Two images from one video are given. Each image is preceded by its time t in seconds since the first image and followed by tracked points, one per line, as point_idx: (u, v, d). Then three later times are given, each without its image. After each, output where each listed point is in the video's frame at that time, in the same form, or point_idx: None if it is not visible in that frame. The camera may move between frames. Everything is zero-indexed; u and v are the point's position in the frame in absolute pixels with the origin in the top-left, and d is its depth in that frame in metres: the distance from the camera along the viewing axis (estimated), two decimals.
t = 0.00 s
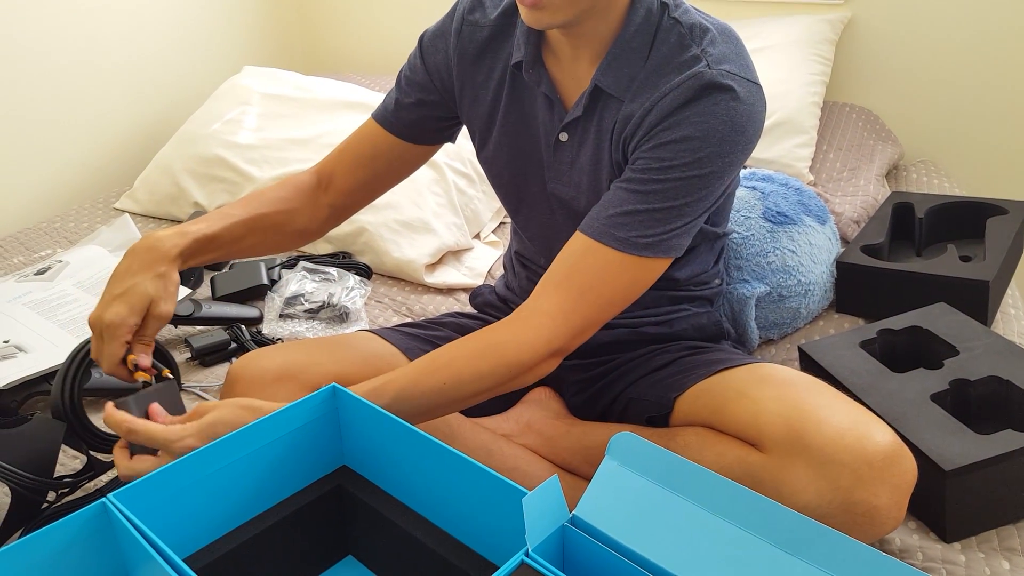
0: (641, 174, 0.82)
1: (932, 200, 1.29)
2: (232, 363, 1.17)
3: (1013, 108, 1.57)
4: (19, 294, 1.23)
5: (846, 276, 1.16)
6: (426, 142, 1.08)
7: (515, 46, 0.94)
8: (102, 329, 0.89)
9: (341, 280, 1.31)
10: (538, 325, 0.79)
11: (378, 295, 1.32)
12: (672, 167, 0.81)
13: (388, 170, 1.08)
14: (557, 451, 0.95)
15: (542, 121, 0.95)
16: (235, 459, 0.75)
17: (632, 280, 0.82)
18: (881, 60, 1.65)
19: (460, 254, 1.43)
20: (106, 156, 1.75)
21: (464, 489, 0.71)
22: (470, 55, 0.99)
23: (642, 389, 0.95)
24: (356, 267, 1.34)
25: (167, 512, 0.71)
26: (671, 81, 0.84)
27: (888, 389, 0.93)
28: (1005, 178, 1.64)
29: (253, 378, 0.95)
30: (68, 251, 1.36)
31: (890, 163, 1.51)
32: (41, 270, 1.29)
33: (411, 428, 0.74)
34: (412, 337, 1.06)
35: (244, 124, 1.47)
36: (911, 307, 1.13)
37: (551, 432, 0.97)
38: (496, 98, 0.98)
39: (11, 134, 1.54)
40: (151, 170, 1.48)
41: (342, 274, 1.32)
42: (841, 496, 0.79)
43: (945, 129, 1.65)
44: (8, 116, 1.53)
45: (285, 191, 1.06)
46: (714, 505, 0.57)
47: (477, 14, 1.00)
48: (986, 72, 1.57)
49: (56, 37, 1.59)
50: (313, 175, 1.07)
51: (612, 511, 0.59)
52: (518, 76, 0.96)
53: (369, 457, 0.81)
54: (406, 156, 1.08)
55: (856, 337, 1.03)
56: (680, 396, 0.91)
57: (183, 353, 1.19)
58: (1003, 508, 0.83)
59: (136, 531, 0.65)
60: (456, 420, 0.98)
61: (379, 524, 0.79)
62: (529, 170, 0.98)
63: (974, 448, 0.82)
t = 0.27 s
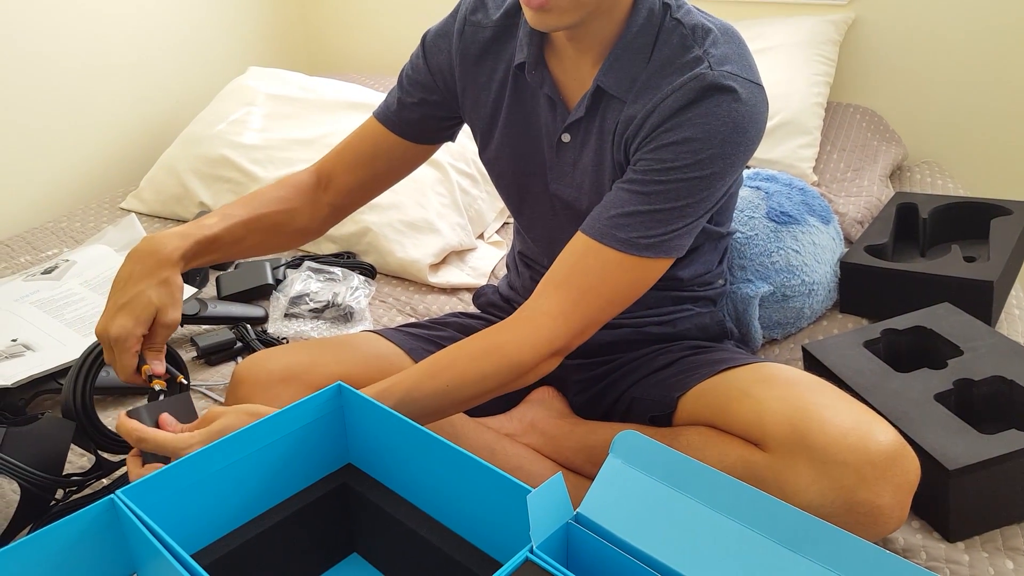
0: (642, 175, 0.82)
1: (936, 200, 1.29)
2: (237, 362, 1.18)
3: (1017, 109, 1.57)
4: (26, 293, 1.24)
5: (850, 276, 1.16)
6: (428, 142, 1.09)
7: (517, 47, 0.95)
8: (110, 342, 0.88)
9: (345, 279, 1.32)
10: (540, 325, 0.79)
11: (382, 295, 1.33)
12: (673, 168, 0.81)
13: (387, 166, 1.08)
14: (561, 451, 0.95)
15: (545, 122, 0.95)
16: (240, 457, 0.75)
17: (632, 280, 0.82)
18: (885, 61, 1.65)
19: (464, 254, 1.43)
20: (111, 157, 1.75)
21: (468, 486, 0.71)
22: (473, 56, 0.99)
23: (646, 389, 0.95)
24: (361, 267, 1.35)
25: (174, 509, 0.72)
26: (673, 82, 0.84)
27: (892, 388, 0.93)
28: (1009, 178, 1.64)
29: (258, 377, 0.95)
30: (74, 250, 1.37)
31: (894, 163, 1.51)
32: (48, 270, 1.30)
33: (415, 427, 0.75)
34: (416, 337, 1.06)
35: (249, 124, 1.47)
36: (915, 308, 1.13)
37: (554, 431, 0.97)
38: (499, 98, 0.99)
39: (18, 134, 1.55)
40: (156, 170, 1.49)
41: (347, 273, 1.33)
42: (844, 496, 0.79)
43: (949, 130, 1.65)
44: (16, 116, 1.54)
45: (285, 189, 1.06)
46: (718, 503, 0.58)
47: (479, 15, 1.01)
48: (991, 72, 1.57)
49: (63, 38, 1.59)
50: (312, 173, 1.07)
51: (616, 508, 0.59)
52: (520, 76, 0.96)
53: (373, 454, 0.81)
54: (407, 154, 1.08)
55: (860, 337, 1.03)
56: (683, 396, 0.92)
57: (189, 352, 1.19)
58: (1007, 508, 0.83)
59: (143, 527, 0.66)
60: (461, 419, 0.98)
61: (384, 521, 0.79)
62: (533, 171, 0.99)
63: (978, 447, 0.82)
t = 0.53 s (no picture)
0: (658, 181, 0.83)
1: (938, 204, 1.30)
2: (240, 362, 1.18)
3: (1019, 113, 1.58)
4: (30, 293, 1.25)
5: (852, 279, 1.16)
6: (440, 156, 1.08)
7: (523, 52, 0.95)
8: (89, 313, 0.93)
9: (348, 280, 1.32)
10: (564, 329, 0.81)
11: (385, 296, 1.33)
12: (689, 173, 0.82)
13: (401, 183, 1.08)
14: (563, 452, 0.95)
15: (549, 127, 0.95)
16: (244, 457, 0.76)
17: (648, 288, 0.83)
18: (887, 65, 1.65)
19: (467, 256, 1.44)
20: (115, 157, 1.76)
21: (471, 486, 0.71)
22: (479, 65, 1.00)
23: (648, 391, 0.96)
24: (364, 268, 1.35)
25: (180, 506, 0.72)
26: (685, 86, 0.84)
27: (893, 391, 0.93)
28: (1011, 182, 1.65)
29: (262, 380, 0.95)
30: (78, 250, 1.38)
31: (896, 167, 1.51)
32: (52, 270, 1.31)
33: (420, 427, 0.75)
34: (419, 339, 1.06)
35: (253, 126, 1.48)
36: (916, 311, 1.14)
37: (556, 432, 0.97)
38: (504, 104, 0.99)
39: (23, 134, 1.56)
40: (161, 172, 1.49)
41: (350, 275, 1.33)
42: (843, 496, 0.79)
43: (951, 134, 1.66)
44: (21, 116, 1.55)
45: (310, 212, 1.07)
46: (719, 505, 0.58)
47: (483, 23, 1.01)
48: (992, 77, 1.57)
49: (68, 38, 1.60)
50: (337, 193, 1.07)
51: (618, 509, 0.59)
52: (525, 81, 0.96)
53: (377, 455, 0.82)
54: (422, 172, 1.08)
55: (861, 340, 1.03)
56: (685, 397, 0.92)
57: (191, 353, 1.20)
58: (1007, 510, 0.83)
59: (149, 527, 0.66)
60: (463, 420, 0.99)
61: (387, 521, 0.80)
62: (537, 176, 0.99)
63: (978, 450, 0.82)
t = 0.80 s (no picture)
0: (674, 173, 0.82)
1: (939, 208, 1.30)
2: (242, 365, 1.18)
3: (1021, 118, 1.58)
4: (34, 293, 1.25)
5: (854, 282, 1.17)
6: (455, 161, 1.08)
7: (538, 51, 0.95)
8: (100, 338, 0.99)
9: (351, 282, 1.33)
10: (575, 317, 0.82)
11: (387, 297, 1.34)
12: (706, 165, 0.82)
13: (415, 190, 1.08)
14: (566, 453, 0.96)
15: (561, 127, 0.96)
16: (249, 456, 0.76)
17: (666, 281, 0.82)
18: (889, 68, 1.66)
19: (469, 258, 1.44)
20: (118, 158, 1.76)
21: (474, 486, 0.72)
22: (493, 68, 1.00)
23: (650, 393, 0.96)
24: (367, 270, 1.36)
25: (185, 505, 0.73)
26: (703, 83, 0.85)
27: (894, 395, 0.93)
28: (1012, 186, 1.65)
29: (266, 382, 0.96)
30: (82, 251, 1.39)
31: (898, 171, 1.51)
32: (56, 270, 1.31)
33: (423, 428, 0.76)
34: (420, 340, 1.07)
35: (257, 128, 1.49)
36: (918, 314, 1.14)
37: (558, 433, 0.97)
38: (516, 105, 0.99)
39: (28, 135, 1.56)
40: (165, 173, 1.50)
41: (353, 277, 1.34)
42: (848, 499, 0.79)
43: (953, 138, 1.66)
44: (26, 117, 1.55)
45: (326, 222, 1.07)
46: (721, 506, 0.58)
47: (497, 26, 1.01)
48: (995, 81, 1.58)
49: (73, 39, 1.61)
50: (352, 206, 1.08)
51: (621, 510, 0.60)
52: (538, 80, 0.97)
53: (380, 455, 0.82)
54: (438, 180, 1.08)
55: (862, 344, 1.04)
56: (687, 399, 0.92)
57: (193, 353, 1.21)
58: (1008, 514, 0.83)
59: (153, 525, 0.66)
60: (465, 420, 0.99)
61: (389, 522, 0.80)
62: (548, 178, 0.99)
63: (978, 453, 0.83)
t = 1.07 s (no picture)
0: (688, 167, 0.83)
1: (941, 210, 1.30)
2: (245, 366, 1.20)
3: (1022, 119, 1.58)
4: (38, 295, 1.26)
5: (856, 284, 1.17)
6: (461, 166, 1.08)
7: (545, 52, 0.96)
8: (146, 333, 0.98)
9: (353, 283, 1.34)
10: (588, 307, 0.81)
11: (389, 299, 1.34)
12: (719, 158, 0.82)
13: (426, 199, 1.09)
14: (568, 455, 0.96)
15: (568, 129, 0.96)
16: (252, 458, 0.77)
17: (681, 272, 0.82)
18: (891, 70, 1.66)
19: (471, 260, 1.44)
20: (120, 160, 1.77)
21: (476, 488, 0.72)
22: (500, 72, 1.00)
23: (653, 396, 0.96)
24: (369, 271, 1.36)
25: (187, 506, 0.73)
26: (714, 79, 0.85)
27: (895, 398, 0.93)
28: (1014, 187, 1.65)
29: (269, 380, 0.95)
30: (85, 253, 1.39)
31: (900, 172, 1.51)
32: (60, 272, 1.32)
33: (426, 430, 0.76)
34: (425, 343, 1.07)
35: (260, 130, 1.49)
36: (919, 316, 1.14)
37: (560, 435, 0.97)
38: (523, 108, 0.99)
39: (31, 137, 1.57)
40: (168, 175, 1.50)
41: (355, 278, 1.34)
42: (852, 501, 0.79)
43: (954, 140, 1.66)
44: (29, 119, 1.55)
45: (350, 228, 1.09)
46: (722, 507, 0.58)
47: (504, 30, 1.02)
48: (997, 82, 1.58)
49: (76, 41, 1.61)
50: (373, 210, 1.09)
51: (621, 511, 0.60)
52: (545, 82, 0.97)
53: (382, 456, 0.83)
54: (446, 184, 1.09)
55: (863, 346, 1.04)
56: (691, 402, 0.93)
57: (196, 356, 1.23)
58: (1010, 516, 0.83)
59: (155, 525, 0.67)
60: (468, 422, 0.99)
61: (391, 523, 0.80)
62: (552, 181, 0.99)
63: (979, 456, 0.83)
